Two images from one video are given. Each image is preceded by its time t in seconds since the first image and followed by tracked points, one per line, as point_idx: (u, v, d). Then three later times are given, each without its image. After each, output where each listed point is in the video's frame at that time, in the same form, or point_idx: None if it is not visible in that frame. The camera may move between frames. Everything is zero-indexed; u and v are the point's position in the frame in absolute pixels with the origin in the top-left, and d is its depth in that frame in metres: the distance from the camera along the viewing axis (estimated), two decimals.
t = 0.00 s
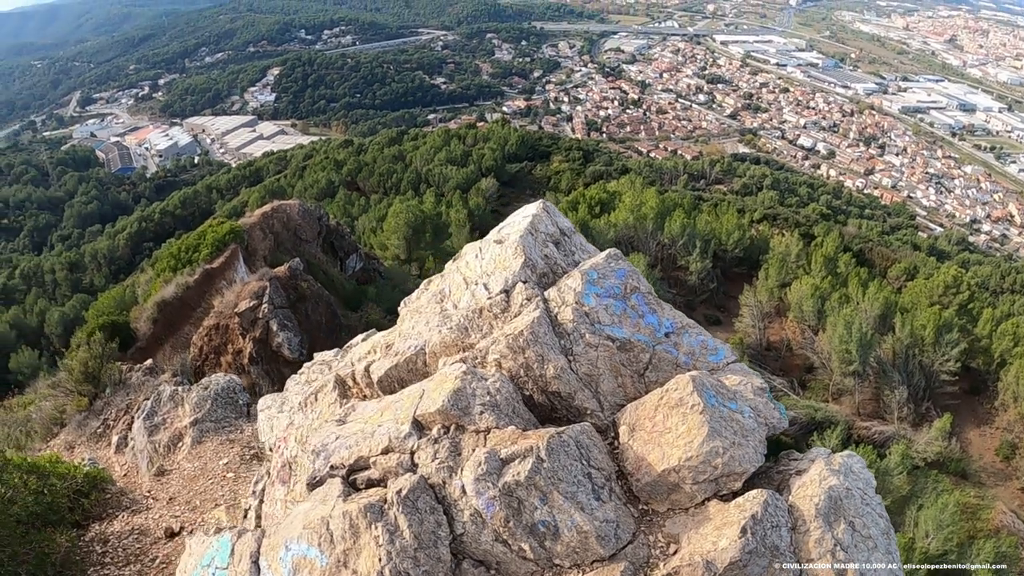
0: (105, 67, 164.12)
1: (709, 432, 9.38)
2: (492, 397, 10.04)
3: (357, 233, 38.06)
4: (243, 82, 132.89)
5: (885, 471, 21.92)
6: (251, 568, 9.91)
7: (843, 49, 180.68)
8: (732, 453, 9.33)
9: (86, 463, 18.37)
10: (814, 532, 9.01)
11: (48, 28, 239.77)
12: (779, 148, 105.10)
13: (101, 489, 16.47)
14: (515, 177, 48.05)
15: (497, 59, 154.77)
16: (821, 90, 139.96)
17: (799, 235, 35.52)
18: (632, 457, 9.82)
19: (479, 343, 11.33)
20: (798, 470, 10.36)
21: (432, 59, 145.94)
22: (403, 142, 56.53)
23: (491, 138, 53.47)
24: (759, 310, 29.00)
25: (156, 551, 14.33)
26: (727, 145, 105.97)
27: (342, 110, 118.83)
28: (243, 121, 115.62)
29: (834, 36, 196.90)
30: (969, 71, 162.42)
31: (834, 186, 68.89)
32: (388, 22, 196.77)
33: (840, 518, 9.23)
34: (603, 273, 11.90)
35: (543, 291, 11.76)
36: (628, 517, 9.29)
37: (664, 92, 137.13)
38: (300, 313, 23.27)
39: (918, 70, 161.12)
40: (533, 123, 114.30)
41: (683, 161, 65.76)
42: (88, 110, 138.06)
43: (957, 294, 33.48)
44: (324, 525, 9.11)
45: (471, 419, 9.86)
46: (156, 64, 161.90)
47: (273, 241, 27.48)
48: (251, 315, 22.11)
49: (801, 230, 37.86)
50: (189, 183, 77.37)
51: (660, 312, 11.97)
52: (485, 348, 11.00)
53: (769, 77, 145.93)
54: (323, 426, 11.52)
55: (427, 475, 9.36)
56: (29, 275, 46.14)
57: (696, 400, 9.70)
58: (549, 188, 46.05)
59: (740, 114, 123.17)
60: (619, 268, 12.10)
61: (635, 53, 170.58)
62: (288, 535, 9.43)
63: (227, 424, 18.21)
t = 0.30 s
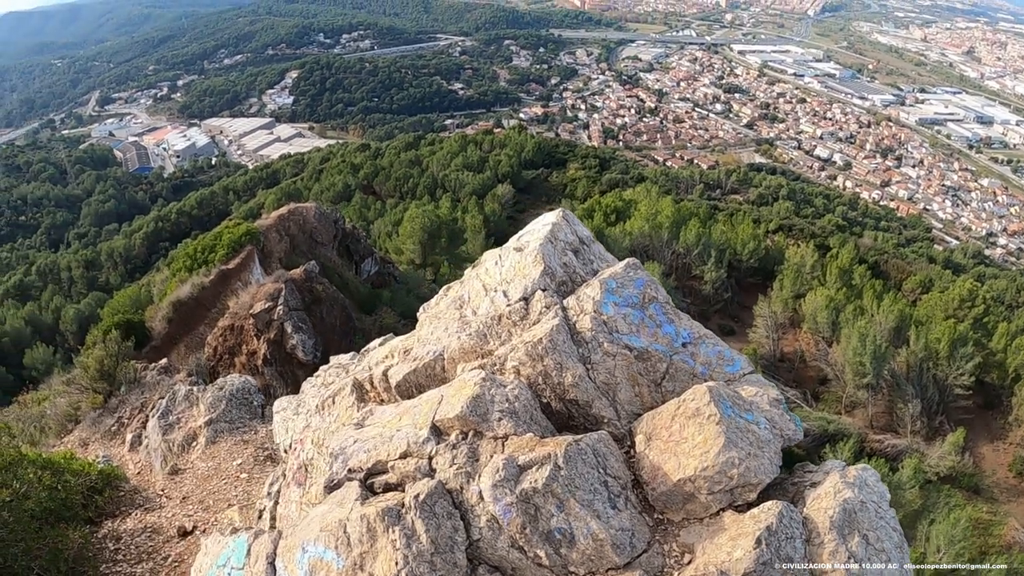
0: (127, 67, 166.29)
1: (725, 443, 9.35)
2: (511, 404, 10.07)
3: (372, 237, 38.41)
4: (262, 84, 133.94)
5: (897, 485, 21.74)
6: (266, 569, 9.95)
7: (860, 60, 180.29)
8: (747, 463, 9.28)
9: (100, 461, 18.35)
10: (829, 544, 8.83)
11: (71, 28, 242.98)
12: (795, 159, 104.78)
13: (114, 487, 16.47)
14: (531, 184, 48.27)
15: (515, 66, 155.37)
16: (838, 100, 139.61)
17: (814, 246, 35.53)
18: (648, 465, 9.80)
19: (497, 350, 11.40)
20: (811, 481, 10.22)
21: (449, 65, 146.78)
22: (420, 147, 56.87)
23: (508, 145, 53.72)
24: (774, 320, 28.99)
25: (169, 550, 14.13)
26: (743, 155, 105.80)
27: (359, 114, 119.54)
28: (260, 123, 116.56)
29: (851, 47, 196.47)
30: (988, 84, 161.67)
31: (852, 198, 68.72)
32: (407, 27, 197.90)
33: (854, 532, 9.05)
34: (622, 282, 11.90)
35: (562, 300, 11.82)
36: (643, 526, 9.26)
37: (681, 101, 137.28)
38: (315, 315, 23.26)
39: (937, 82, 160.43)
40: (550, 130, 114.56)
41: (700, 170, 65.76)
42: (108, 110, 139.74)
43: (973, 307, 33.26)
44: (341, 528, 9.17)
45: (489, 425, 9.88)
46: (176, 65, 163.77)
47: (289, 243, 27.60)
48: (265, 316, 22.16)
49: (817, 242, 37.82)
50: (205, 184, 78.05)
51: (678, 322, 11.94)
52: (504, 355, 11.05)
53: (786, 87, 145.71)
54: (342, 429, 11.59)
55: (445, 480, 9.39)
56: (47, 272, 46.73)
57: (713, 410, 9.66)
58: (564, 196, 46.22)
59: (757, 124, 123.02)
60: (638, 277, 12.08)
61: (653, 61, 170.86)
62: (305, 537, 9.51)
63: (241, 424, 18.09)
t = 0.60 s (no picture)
0: (140, 68, 167.27)
1: (734, 460, 9.25)
2: (516, 419, 10.06)
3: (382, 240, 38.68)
4: (273, 86, 134.46)
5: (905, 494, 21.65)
6: None
7: (872, 68, 179.95)
8: (757, 482, 9.17)
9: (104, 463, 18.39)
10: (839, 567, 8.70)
11: (84, 28, 244.60)
12: (806, 166, 104.49)
13: (118, 489, 16.30)
14: (541, 189, 48.39)
15: (527, 71, 155.64)
16: (849, 108, 139.35)
17: (824, 254, 35.53)
18: (655, 482, 9.73)
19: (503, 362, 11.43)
20: (821, 499, 10.06)
21: (461, 69, 147.25)
22: (431, 151, 57.06)
23: (518, 149, 53.84)
24: (782, 328, 29.05)
25: (172, 555, 14.15)
26: (753, 161, 105.59)
27: (370, 117, 119.91)
28: (272, 125, 117.21)
29: (863, 54, 196.09)
30: (999, 92, 161.15)
31: (863, 206, 68.61)
32: (419, 30, 198.48)
33: (865, 553, 8.94)
34: (632, 294, 11.88)
35: (570, 312, 11.82)
36: (649, 544, 9.25)
37: (691, 107, 137.26)
38: (323, 318, 23.19)
39: (948, 91, 160.01)
40: (561, 135, 114.68)
41: (710, 176, 65.70)
42: (119, 110, 140.60)
43: (983, 317, 33.04)
44: (341, 544, 9.24)
45: (493, 441, 9.90)
46: (188, 66, 164.74)
47: (298, 246, 27.61)
48: (273, 319, 22.06)
49: (826, 249, 37.78)
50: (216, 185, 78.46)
51: (688, 335, 11.88)
52: (509, 368, 11.05)
53: (798, 94, 145.44)
54: (343, 440, 11.62)
55: (446, 497, 9.44)
56: (57, 271, 47.04)
57: (722, 428, 9.57)
58: (574, 201, 46.36)
59: (768, 130, 122.85)
60: (647, 289, 12.07)
61: (664, 67, 170.91)
62: (304, 553, 9.57)
63: (246, 429, 18.19)
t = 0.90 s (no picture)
0: (154, 69, 168.44)
1: (749, 490, 8.45)
2: (518, 443, 9.36)
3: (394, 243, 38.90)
4: (286, 89, 135.14)
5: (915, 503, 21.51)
6: None
7: (884, 74, 179.46)
8: (773, 512, 8.38)
9: (106, 467, 18.12)
10: None
11: (100, 29, 246.72)
12: (818, 173, 104.13)
13: (118, 495, 15.97)
14: (552, 193, 48.43)
15: (539, 75, 155.85)
16: (862, 114, 138.92)
17: (835, 261, 35.46)
18: (664, 511, 8.90)
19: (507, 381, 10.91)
20: (838, 527, 9.24)
21: (473, 73, 147.77)
22: (443, 155, 57.22)
23: (530, 154, 53.94)
24: (794, 335, 29.02)
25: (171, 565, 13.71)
26: (765, 168, 105.28)
27: (382, 120, 120.39)
28: (284, 128, 117.96)
29: (875, 61, 195.56)
30: (1012, 99, 160.48)
31: (876, 214, 68.47)
32: (432, 34, 199.29)
33: None
34: (642, 309, 11.26)
35: (578, 327, 11.26)
36: None
37: (703, 113, 137.24)
38: (332, 322, 22.88)
39: (961, 98, 159.32)
40: (573, 140, 114.85)
41: (723, 183, 65.68)
42: (133, 111, 141.60)
43: (995, 325, 32.85)
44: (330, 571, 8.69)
45: (494, 467, 9.20)
46: (202, 68, 165.98)
47: (309, 249, 27.69)
48: (282, 322, 21.81)
49: (838, 256, 37.68)
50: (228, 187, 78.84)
51: (701, 353, 11.26)
52: (512, 388, 10.38)
53: (810, 101, 145.13)
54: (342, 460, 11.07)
55: (443, 527, 8.76)
56: (69, 271, 47.37)
57: (736, 453, 8.79)
58: (586, 206, 46.44)
59: (780, 137, 122.67)
60: (659, 304, 11.43)
61: (676, 72, 170.93)
62: None
63: (247, 435, 17.63)
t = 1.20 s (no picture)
0: (158, 68, 168.71)
1: (754, 522, 8.13)
2: (508, 472, 8.84)
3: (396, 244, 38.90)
4: (290, 89, 135.35)
5: (917, 509, 21.44)
6: None
7: (888, 78, 179.52)
8: (779, 545, 8.07)
9: (97, 475, 17.79)
10: None
11: (103, 28, 246.79)
12: (821, 176, 104.09)
13: (109, 503, 15.73)
14: (555, 195, 48.47)
15: (542, 77, 155.98)
16: (865, 118, 138.96)
17: (838, 265, 35.43)
18: (665, 543, 8.50)
19: (497, 402, 10.39)
20: (847, 556, 8.98)
21: (477, 75, 147.93)
22: (446, 156, 57.26)
23: (533, 155, 53.95)
24: (796, 339, 29.01)
25: None
26: (769, 171, 105.22)
27: (386, 121, 120.58)
28: (287, 128, 118.08)
29: (879, 64, 195.58)
30: (1016, 104, 160.56)
31: (879, 217, 68.50)
32: (436, 35, 199.48)
33: None
34: (643, 324, 10.73)
35: (575, 344, 10.81)
36: None
37: (707, 115, 137.27)
38: (333, 324, 22.88)
39: (964, 102, 159.31)
40: (576, 142, 114.92)
41: (725, 185, 65.67)
42: (136, 110, 141.84)
43: (998, 330, 32.75)
44: None
45: (481, 497, 8.70)
46: (205, 68, 166.18)
47: (311, 249, 27.72)
48: (282, 324, 21.68)
49: (841, 260, 37.64)
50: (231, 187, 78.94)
51: (705, 371, 10.76)
52: (505, 410, 9.92)
53: (813, 104, 145.16)
54: (323, 484, 10.54)
55: (426, 561, 8.37)
56: (71, 270, 47.35)
57: (742, 483, 8.45)
58: (588, 208, 46.45)
59: (783, 140, 122.67)
60: (661, 319, 10.94)
61: (680, 75, 170.93)
62: None
63: (242, 442, 17.40)
